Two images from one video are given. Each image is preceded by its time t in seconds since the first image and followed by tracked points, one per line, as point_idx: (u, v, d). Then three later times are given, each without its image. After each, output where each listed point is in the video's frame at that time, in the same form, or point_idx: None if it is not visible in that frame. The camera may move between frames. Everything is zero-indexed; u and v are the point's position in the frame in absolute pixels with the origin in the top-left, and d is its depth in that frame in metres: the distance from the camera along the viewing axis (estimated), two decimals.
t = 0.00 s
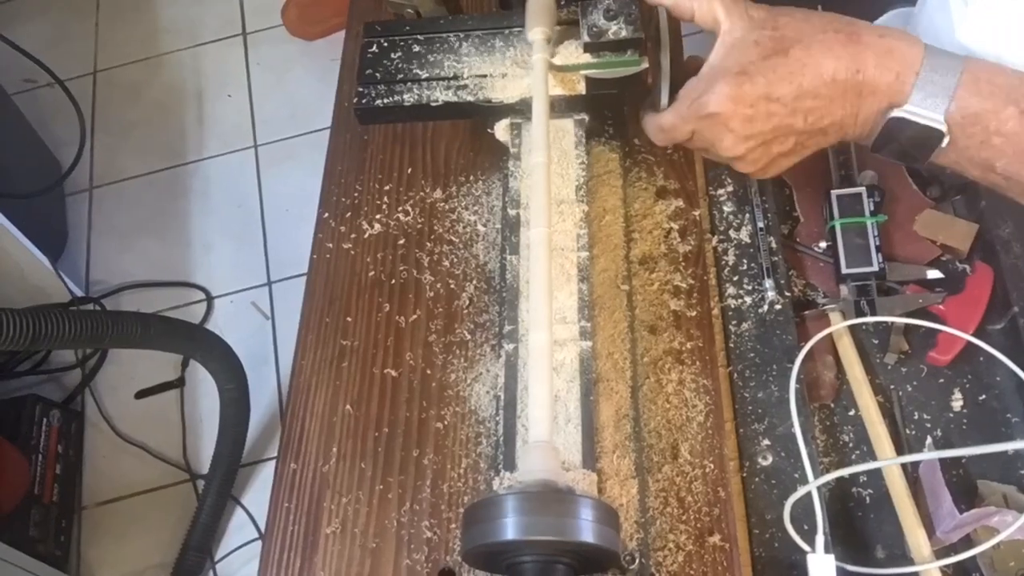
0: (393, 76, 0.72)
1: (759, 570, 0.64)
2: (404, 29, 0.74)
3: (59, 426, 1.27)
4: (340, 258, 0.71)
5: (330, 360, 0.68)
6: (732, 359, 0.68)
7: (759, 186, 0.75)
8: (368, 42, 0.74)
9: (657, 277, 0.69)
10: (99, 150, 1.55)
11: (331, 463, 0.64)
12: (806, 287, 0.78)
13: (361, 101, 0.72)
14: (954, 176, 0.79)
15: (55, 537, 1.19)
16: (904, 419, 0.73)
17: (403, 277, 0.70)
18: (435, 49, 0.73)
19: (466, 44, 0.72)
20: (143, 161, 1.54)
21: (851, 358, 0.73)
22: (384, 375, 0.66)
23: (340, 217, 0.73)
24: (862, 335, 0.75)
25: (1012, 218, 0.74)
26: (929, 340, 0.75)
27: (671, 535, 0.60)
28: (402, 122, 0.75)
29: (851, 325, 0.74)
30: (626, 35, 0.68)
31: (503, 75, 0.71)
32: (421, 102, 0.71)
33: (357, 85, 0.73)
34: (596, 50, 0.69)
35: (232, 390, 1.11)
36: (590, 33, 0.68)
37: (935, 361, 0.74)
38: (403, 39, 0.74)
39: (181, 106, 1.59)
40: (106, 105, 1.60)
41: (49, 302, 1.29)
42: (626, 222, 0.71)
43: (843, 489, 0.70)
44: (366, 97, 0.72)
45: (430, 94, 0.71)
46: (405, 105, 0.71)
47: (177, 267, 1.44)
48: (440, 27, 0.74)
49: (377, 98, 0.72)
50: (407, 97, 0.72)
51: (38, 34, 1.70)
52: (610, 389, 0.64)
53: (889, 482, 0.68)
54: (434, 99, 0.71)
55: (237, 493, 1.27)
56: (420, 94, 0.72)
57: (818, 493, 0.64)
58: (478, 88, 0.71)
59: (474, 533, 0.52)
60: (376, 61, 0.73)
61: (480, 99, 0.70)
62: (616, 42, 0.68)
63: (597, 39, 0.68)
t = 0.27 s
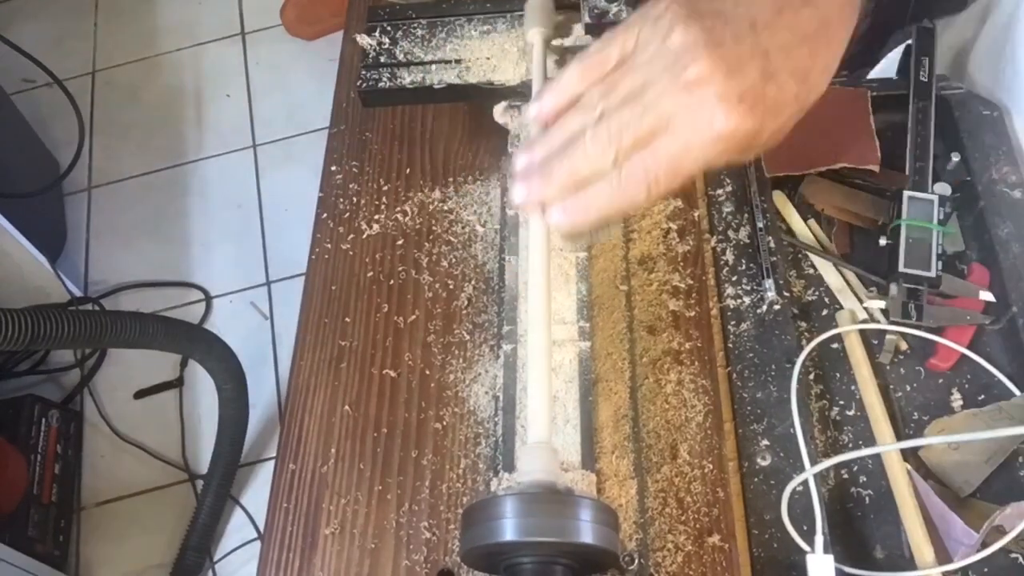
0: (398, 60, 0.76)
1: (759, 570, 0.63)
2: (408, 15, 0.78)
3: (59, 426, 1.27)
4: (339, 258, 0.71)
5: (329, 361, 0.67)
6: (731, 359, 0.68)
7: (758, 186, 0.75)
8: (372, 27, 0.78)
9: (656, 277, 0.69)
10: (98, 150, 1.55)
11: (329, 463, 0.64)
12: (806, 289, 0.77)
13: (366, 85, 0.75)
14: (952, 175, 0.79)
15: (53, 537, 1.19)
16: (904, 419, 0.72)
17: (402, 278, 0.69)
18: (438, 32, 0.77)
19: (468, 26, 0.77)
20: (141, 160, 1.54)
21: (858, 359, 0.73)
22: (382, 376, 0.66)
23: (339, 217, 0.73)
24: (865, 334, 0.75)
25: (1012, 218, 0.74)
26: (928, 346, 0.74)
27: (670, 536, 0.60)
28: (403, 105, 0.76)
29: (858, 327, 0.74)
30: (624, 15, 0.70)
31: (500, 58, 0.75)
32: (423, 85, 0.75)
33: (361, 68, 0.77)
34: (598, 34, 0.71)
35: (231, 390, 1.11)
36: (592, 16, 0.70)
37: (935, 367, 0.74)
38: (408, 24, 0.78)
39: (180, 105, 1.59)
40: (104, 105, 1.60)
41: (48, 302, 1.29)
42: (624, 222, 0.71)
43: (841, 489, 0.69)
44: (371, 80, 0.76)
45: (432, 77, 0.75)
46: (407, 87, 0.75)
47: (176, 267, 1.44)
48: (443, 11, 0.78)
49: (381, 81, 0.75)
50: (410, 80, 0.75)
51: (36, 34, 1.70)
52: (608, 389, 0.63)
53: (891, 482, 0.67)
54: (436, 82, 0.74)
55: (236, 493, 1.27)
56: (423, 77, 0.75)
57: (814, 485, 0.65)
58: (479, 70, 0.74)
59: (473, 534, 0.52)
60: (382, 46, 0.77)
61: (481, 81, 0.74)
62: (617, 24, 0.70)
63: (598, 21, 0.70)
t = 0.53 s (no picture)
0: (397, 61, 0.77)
1: (758, 570, 0.62)
2: (407, 15, 0.79)
3: (59, 426, 1.27)
4: (338, 258, 0.71)
5: (328, 361, 0.67)
6: (730, 359, 0.68)
7: (758, 186, 0.75)
8: (371, 26, 0.79)
9: (655, 277, 0.69)
10: (98, 150, 1.55)
11: (329, 463, 0.64)
12: (805, 288, 0.77)
13: (367, 84, 0.76)
14: (952, 174, 0.79)
15: (53, 537, 1.19)
16: (903, 419, 0.72)
17: (401, 278, 0.69)
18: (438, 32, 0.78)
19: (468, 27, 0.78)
20: (141, 160, 1.54)
21: (858, 359, 0.73)
22: (382, 376, 0.66)
23: (338, 217, 0.73)
24: (864, 334, 0.75)
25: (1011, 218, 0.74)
26: (927, 348, 0.74)
27: (669, 535, 0.60)
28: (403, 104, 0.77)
29: (860, 328, 0.74)
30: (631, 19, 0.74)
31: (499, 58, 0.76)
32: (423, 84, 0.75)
33: (360, 68, 0.77)
34: (598, 32, 0.75)
35: (230, 389, 1.10)
36: (591, 16, 0.75)
37: (934, 367, 0.73)
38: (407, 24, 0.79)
39: (179, 104, 1.59)
40: (104, 105, 1.60)
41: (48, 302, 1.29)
42: (624, 222, 0.71)
43: (841, 489, 0.69)
44: (370, 80, 0.76)
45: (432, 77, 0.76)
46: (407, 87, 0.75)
47: (176, 266, 1.44)
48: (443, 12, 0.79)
49: (381, 81, 0.76)
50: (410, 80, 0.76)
51: (36, 33, 1.70)
52: (608, 389, 0.63)
53: (890, 481, 0.67)
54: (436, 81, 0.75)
55: (235, 493, 1.27)
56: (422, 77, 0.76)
57: (815, 485, 0.64)
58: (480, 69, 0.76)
59: (473, 534, 0.52)
60: (381, 46, 0.78)
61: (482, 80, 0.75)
62: (619, 24, 0.75)
63: (598, 20, 0.75)
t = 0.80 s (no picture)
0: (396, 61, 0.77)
1: (758, 570, 0.62)
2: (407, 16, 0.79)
3: (59, 426, 1.27)
4: (338, 258, 0.71)
5: (328, 362, 0.67)
6: (730, 359, 0.68)
7: (757, 186, 0.75)
8: (371, 27, 0.79)
9: (655, 277, 0.69)
10: (97, 150, 1.55)
11: (329, 463, 0.64)
12: (805, 289, 0.77)
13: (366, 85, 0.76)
14: (951, 174, 0.78)
15: (53, 537, 1.19)
16: (903, 419, 0.72)
17: (401, 278, 0.69)
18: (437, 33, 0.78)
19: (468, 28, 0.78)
20: (140, 160, 1.54)
21: (858, 359, 0.73)
22: (382, 376, 0.66)
23: (338, 218, 0.73)
24: (864, 334, 0.75)
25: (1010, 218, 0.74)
26: (927, 348, 0.74)
27: (669, 536, 0.60)
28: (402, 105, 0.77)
29: (860, 328, 0.74)
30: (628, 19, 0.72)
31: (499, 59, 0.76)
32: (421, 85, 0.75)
33: (360, 69, 0.78)
34: (597, 31, 0.73)
35: (230, 389, 1.11)
36: (591, 16, 0.72)
37: (934, 367, 0.73)
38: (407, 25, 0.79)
39: (179, 104, 1.59)
40: (103, 105, 1.60)
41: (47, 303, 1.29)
42: (624, 222, 0.71)
43: (841, 489, 0.69)
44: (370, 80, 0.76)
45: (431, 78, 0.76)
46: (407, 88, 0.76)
47: (175, 266, 1.44)
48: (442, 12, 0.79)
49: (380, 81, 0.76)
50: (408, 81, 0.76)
51: (36, 33, 1.70)
52: (608, 389, 0.63)
53: (890, 481, 0.67)
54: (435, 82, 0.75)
55: (235, 493, 1.27)
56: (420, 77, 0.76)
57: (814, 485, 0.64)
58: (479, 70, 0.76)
59: (472, 534, 0.52)
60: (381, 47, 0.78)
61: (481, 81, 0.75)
62: (619, 24, 0.73)
63: (597, 20, 0.72)
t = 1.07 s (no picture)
0: (398, 61, 0.77)
1: (759, 570, 0.63)
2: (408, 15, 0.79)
3: (58, 426, 1.27)
4: (339, 257, 0.71)
5: (328, 361, 0.67)
6: (731, 359, 0.68)
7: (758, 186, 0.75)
8: (372, 27, 0.79)
9: (655, 277, 0.69)
10: (98, 150, 1.55)
11: (329, 463, 0.64)
12: (806, 290, 0.78)
13: (367, 85, 0.76)
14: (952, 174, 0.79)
15: (53, 536, 1.19)
16: (903, 419, 0.72)
17: (402, 277, 0.70)
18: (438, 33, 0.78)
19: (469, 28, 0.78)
20: (141, 160, 1.54)
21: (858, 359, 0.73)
22: (382, 375, 0.66)
23: (339, 217, 0.73)
24: (864, 334, 0.75)
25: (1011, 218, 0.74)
26: (926, 348, 0.75)
27: (670, 535, 0.60)
28: (402, 104, 0.77)
29: (861, 328, 0.74)
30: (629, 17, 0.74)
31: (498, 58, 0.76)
32: (423, 84, 0.76)
33: (361, 68, 0.78)
34: (597, 32, 0.74)
35: (230, 389, 1.11)
36: (591, 16, 0.73)
37: (934, 367, 0.74)
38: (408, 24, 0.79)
39: (179, 105, 1.59)
40: (104, 105, 1.60)
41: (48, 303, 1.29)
42: (624, 222, 0.71)
43: (841, 489, 0.69)
44: (371, 79, 0.77)
45: (432, 77, 0.76)
46: (408, 87, 0.76)
47: (176, 266, 1.44)
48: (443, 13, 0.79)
49: (381, 81, 0.76)
50: (409, 80, 0.76)
51: (36, 33, 1.70)
52: (608, 389, 0.63)
53: (891, 481, 0.67)
54: (436, 81, 0.75)
55: (235, 492, 1.27)
56: (421, 77, 0.76)
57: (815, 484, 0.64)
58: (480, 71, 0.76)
59: (473, 533, 0.52)
60: (382, 46, 0.78)
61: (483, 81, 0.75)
62: (620, 24, 0.73)
63: (598, 20, 0.73)
